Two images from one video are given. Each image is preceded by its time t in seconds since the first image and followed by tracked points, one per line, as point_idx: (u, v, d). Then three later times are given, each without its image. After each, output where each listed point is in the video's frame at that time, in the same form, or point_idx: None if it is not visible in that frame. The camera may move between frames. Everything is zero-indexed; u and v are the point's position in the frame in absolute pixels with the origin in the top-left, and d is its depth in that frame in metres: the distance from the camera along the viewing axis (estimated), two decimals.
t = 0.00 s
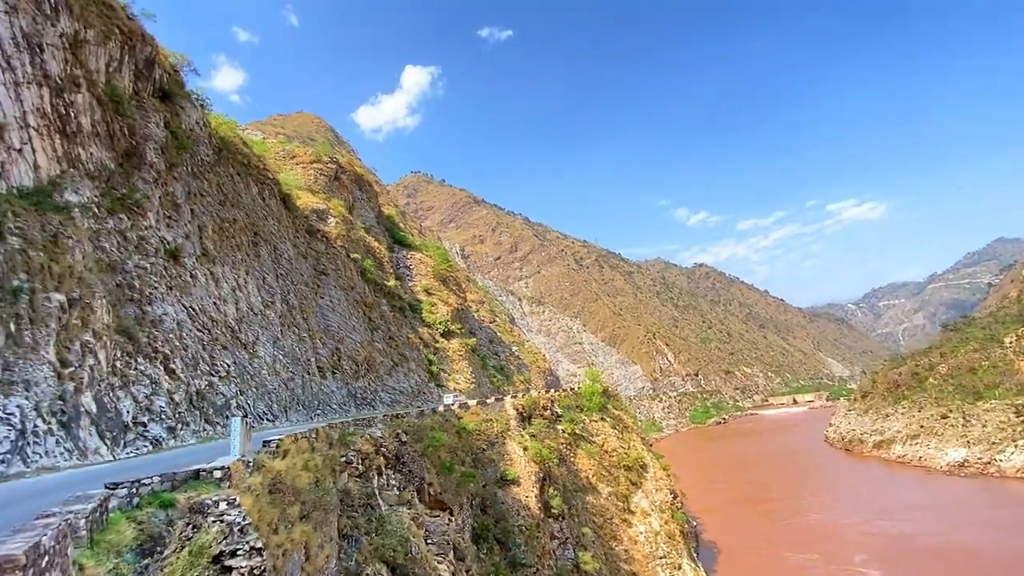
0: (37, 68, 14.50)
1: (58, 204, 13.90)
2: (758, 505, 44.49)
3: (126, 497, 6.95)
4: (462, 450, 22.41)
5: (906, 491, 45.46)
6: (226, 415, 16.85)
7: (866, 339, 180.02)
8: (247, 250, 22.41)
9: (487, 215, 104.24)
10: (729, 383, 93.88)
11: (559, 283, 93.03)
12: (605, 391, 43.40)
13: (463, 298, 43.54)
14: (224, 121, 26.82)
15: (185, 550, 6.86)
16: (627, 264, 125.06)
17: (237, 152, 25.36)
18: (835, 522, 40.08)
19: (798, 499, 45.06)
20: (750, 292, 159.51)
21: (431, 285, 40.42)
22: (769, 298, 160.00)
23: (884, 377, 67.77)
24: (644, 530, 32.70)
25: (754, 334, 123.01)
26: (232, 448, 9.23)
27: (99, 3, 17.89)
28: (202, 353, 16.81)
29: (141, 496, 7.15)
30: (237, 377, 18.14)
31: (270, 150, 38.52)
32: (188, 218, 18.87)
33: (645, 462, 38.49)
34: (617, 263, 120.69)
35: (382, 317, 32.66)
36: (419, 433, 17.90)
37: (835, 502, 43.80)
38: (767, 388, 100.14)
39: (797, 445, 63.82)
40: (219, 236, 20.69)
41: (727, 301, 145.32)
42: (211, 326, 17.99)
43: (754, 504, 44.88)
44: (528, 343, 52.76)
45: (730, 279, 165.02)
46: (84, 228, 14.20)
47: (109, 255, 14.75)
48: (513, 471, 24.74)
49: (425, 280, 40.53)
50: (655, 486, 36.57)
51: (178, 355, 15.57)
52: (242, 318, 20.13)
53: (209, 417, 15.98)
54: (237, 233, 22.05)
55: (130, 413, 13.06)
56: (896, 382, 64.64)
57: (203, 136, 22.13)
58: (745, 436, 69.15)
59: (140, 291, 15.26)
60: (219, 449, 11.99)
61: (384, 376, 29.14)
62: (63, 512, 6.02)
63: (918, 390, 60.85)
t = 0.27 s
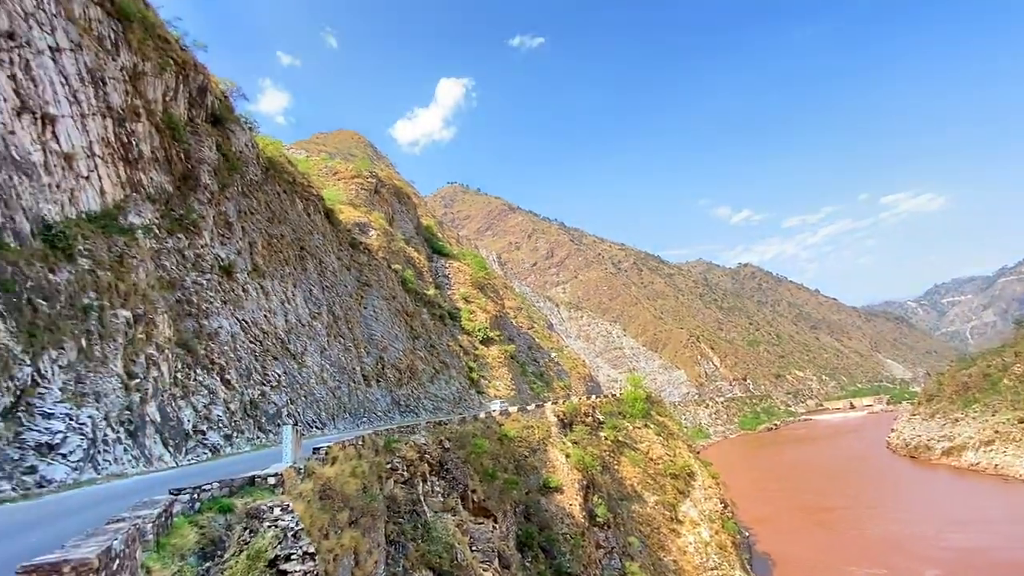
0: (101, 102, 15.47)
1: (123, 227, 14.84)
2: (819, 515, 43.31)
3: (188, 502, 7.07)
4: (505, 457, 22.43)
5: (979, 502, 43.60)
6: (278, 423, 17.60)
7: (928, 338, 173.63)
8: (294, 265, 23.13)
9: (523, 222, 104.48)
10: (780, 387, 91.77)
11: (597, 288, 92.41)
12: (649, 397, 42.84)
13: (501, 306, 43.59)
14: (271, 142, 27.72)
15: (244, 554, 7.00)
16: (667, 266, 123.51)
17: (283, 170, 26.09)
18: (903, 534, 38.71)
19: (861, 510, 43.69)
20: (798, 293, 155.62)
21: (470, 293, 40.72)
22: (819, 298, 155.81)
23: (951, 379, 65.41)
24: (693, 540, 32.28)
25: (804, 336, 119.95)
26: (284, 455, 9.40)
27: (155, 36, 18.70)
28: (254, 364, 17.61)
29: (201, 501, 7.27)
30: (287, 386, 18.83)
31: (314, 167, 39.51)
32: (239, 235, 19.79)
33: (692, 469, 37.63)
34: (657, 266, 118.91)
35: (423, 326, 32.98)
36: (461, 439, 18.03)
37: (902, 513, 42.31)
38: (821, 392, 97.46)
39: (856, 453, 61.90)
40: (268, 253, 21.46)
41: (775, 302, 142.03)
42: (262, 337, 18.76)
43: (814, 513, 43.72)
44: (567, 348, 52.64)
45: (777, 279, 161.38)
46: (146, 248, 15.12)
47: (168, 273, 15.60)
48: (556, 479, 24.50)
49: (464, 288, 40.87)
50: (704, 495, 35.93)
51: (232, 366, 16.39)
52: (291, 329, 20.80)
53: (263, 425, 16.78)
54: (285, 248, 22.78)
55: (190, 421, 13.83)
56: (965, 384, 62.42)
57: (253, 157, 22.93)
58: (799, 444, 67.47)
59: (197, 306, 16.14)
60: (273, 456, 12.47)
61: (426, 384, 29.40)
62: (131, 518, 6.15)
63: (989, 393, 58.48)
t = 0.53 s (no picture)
0: (163, 131, 16.43)
1: (187, 247, 15.75)
2: (892, 527, 41.61)
3: (250, 508, 7.25)
4: (552, 465, 22.17)
5: None
6: (331, 431, 18.13)
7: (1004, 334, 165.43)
8: (342, 278, 23.70)
9: (563, 228, 104.18)
10: (839, 391, 88.81)
11: (639, 291, 91.13)
12: (700, 403, 41.92)
13: (541, 312, 43.35)
14: (318, 162, 28.62)
15: (303, 559, 7.19)
16: (714, 267, 121.24)
17: (330, 188, 26.75)
18: (990, 548, 36.79)
19: (939, 522, 41.78)
20: (855, 291, 150.45)
21: (511, 300, 40.89)
22: (879, 296, 150.22)
23: None
24: (751, 551, 31.49)
25: (865, 336, 115.86)
26: (336, 462, 9.59)
27: (212, 67, 19.44)
28: (307, 375, 18.17)
29: (263, 507, 7.50)
30: (339, 396, 19.31)
31: (359, 184, 40.39)
32: (291, 251, 20.44)
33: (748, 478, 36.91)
34: (704, 267, 116.31)
35: (466, 334, 33.18)
36: (506, 446, 17.99)
37: (986, 526, 40.26)
38: (886, 396, 93.64)
39: (927, 460, 59.40)
40: (318, 268, 22.04)
41: (831, 301, 137.56)
42: (314, 349, 19.28)
43: (886, 526, 42.03)
44: (610, 353, 52.28)
45: (832, 278, 156.39)
46: (207, 266, 16.02)
47: (228, 289, 16.43)
48: (604, 487, 24.79)
49: (505, 296, 41.09)
50: (762, 505, 35.04)
51: (287, 377, 17.06)
52: (341, 340, 21.29)
53: (317, 434, 17.36)
54: (333, 262, 23.39)
55: (250, 431, 14.67)
56: None
57: (302, 177, 23.62)
58: (862, 451, 65.12)
59: (254, 321, 16.88)
60: (326, 463, 12.89)
61: (470, 392, 29.51)
62: (199, 523, 6.34)
63: None
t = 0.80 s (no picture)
0: (221, 157, 17.30)
1: (244, 266, 16.54)
2: (973, 538, 37.41)
3: (309, 515, 7.57)
4: (600, 474, 22.09)
5: None
6: (382, 440, 18.45)
7: None
8: (389, 290, 24.18)
9: (604, 233, 103.20)
10: (909, 394, 82.16)
11: (685, 293, 88.25)
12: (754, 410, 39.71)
13: (585, 318, 43.30)
14: (362, 179, 29.38)
15: (359, 566, 7.32)
16: (765, 267, 117.45)
17: (375, 203, 27.34)
18: None
19: None
20: (922, 287, 142.73)
21: (552, 307, 41.00)
22: (948, 291, 142.05)
23: None
24: (816, 565, 29.59)
25: (936, 335, 109.71)
26: (389, 471, 9.87)
27: (262, 95, 20.34)
28: (358, 385, 18.62)
29: (320, 514, 7.77)
30: (388, 405, 19.66)
31: (401, 198, 41.09)
32: (340, 266, 21.02)
33: (810, 490, 35.68)
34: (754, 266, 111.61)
35: (509, 342, 33.34)
36: (554, 455, 18.03)
37: None
38: (963, 399, 87.00)
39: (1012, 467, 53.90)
40: (366, 280, 22.54)
41: (895, 301, 130.93)
42: (365, 359, 19.75)
43: (966, 536, 37.83)
44: (657, 359, 51.88)
45: (895, 275, 149.06)
46: (264, 283, 16.79)
47: (283, 304, 17.15)
48: (656, 497, 24.71)
49: (546, 302, 41.22)
50: (825, 516, 33.67)
51: (339, 387, 17.55)
52: (389, 350, 21.70)
53: (369, 442, 17.73)
54: (380, 275, 23.89)
55: (306, 440, 15.21)
56: None
57: (349, 194, 24.21)
58: (936, 458, 59.99)
59: (307, 333, 17.50)
60: (376, 471, 13.16)
61: (515, 400, 29.58)
62: (262, 529, 6.60)
63: None
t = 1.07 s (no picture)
0: (272, 179, 17.87)
1: (296, 281, 17.00)
2: None
3: (362, 523, 7.69)
4: (649, 484, 21.98)
5: None
6: (430, 448, 18.65)
7: None
8: (432, 300, 24.47)
9: (644, 237, 101.25)
10: (985, 398, 71.38)
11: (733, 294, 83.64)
12: (813, 414, 33.68)
13: (628, 324, 42.99)
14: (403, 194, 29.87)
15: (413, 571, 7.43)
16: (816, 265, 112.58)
17: (416, 217, 27.73)
18: None
19: None
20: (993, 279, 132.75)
21: (593, 313, 40.74)
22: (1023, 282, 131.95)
23: None
24: None
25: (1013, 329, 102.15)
26: (437, 479, 9.98)
27: (308, 118, 20.96)
28: (405, 394, 18.86)
29: (372, 522, 7.88)
30: (434, 413, 19.85)
31: (439, 210, 41.55)
32: (384, 278, 21.40)
33: (878, 500, 28.76)
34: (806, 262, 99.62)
35: (552, 350, 33.33)
36: (602, 464, 18.00)
37: None
38: None
39: None
40: (409, 291, 22.87)
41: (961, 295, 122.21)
42: (410, 369, 20.01)
43: None
44: (705, 364, 50.89)
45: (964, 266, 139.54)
46: (314, 298, 17.26)
47: (332, 317, 17.61)
48: (709, 507, 23.50)
49: (587, 309, 40.99)
50: (897, 528, 27.39)
51: (387, 397, 17.82)
52: (433, 360, 21.94)
53: (416, 451, 17.94)
54: (423, 286, 24.20)
55: (357, 448, 15.50)
56: None
57: (390, 208, 24.60)
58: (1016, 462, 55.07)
59: (355, 344, 17.88)
60: (422, 479, 13.22)
61: (559, 408, 29.54)
62: (319, 536, 6.73)
63: None
